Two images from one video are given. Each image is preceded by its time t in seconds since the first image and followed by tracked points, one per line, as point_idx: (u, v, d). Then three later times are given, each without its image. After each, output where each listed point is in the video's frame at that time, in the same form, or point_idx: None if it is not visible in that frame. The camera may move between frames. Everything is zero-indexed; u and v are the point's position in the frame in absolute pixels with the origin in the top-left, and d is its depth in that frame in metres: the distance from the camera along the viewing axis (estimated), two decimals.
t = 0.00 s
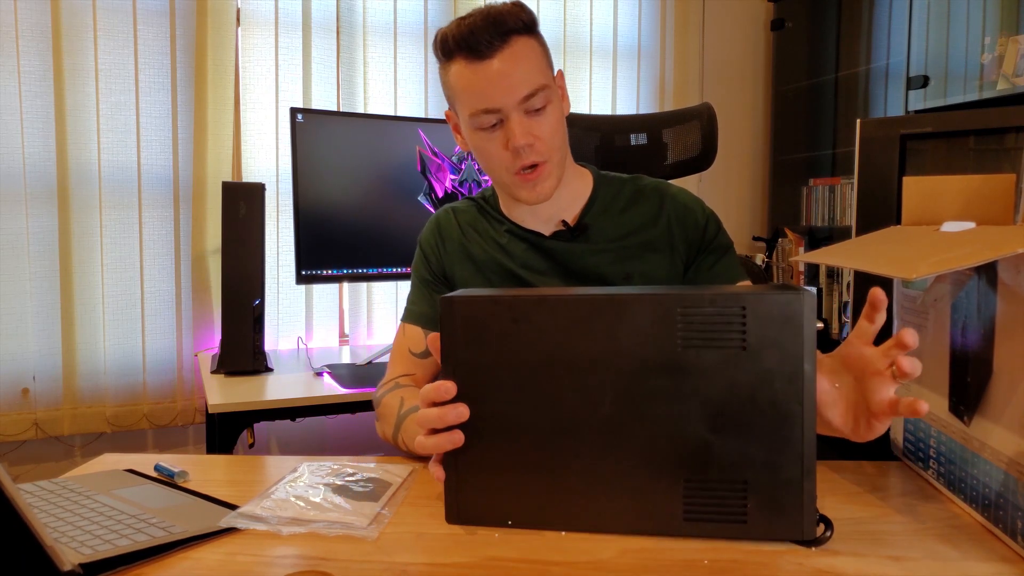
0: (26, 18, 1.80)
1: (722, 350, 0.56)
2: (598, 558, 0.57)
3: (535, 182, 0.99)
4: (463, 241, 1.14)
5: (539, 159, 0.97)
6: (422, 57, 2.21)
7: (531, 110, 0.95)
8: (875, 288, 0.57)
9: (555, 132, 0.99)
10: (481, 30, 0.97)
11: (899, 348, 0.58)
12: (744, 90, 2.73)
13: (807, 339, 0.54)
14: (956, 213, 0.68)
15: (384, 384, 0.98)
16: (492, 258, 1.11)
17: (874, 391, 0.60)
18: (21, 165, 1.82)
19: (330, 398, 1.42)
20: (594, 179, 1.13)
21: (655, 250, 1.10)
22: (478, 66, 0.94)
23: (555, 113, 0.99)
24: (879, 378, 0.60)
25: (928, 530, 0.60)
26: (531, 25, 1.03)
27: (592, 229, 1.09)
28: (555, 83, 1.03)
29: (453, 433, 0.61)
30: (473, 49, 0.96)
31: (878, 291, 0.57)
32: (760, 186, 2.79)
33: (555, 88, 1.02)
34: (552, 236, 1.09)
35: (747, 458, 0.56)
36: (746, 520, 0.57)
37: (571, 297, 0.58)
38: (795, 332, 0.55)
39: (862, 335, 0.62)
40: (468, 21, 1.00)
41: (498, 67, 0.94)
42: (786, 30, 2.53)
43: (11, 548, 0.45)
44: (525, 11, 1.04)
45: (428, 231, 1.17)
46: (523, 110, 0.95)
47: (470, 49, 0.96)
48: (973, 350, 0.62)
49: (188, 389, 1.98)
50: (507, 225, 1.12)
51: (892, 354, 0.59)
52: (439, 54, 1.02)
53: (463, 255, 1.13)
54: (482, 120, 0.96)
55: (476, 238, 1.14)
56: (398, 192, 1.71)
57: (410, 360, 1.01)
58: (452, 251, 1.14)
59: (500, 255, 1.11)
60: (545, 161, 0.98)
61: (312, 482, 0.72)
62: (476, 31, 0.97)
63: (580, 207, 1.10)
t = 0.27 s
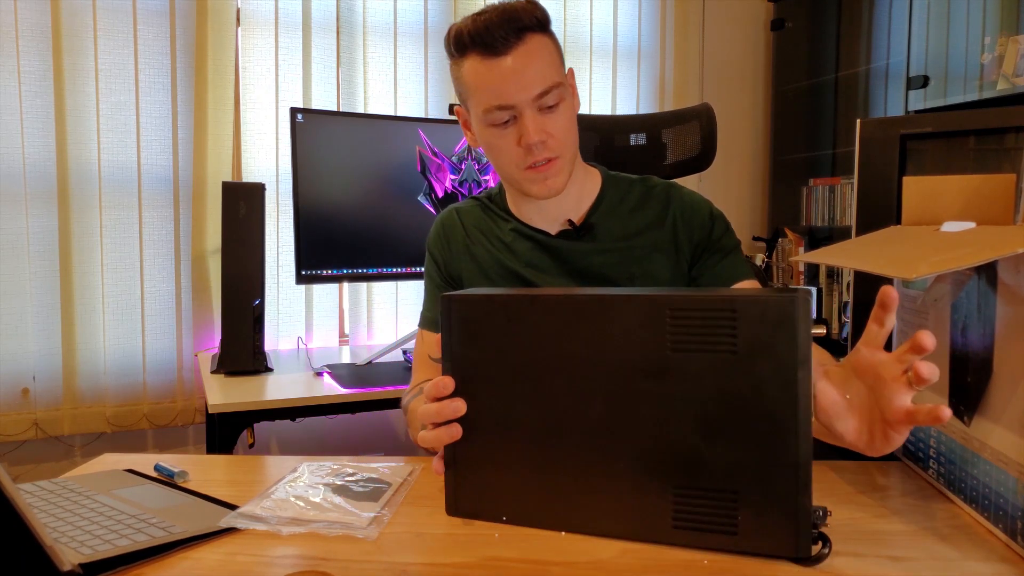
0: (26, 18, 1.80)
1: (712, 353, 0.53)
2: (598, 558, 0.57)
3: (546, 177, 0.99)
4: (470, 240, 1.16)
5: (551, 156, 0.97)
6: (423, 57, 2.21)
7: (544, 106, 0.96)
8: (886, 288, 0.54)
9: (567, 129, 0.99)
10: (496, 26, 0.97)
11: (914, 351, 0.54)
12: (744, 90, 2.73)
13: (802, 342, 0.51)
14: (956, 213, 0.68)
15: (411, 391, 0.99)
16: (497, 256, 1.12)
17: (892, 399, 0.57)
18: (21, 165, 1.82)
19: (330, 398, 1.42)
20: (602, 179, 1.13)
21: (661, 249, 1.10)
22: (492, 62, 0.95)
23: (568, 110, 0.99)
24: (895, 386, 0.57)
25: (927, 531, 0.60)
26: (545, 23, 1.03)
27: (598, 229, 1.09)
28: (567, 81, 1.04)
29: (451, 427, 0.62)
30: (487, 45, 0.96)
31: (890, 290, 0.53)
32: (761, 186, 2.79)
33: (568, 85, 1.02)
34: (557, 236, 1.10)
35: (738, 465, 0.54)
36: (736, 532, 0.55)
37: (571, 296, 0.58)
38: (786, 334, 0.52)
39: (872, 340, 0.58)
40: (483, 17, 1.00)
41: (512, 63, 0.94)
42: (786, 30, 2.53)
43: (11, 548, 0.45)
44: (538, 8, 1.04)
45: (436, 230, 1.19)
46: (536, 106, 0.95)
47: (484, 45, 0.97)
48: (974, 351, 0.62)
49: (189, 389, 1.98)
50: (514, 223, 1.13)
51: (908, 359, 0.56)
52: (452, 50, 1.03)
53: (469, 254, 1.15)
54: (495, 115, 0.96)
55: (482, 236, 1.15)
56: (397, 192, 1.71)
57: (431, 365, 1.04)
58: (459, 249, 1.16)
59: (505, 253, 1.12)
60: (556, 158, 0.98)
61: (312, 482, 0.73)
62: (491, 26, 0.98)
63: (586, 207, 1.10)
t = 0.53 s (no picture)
0: (26, 18, 1.80)
1: (699, 358, 0.52)
2: (598, 559, 0.57)
3: (547, 177, 0.98)
4: (474, 240, 1.17)
5: (553, 155, 0.97)
6: (422, 57, 2.20)
7: (546, 106, 0.96)
8: (873, 283, 0.52)
9: (569, 129, 0.99)
10: (499, 26, 0.97)
11: (912, 345, 0.54)
12: (744, 90, 2.73)
13: (786, 350, 0.49)
14: (956, 213, 0.68)
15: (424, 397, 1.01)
16: (499, 256, 1.13)
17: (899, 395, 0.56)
18: (21, 165, 1.82)
19: (330, 398, 1.42)
20: (605, 180, 1.13)
21: (663, 250, 1.09)
22: (494, 61, 0.95)
23: (571, 110, 0.99)
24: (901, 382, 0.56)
25: (927, 531, 0.60)
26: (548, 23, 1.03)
27: (600, 229, 1.09)
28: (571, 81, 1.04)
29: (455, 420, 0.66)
30: (490, 44, 0.97)
31: (878, 285, 0.52)
32: (761, 185, 2.79)
33: (571, 85, 1.02)
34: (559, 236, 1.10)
35: (728, 470, 0.53)
36: (720, 541, 0.54)
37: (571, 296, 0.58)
38: (770, 340, 0.50)
39: (867, 337, 0.58)
40: (486, 17, 1.01)
41: (515, 62, 0.94)
42: (786, 30, 2.53)
43: (11, 548, 0.45)
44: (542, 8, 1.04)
45: (441, 230, 1.21)
46: (539, 106, 0.95)
47: (487, 44, 0.97)
48: (974, 351, 0.62)
49: (189, 389, 1.99)
50: (517, 223, 1.13)
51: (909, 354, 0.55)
52: (455, 50, 1.03)
53: (472, 254, 1.16)
54: (498, 115, 0.96)
55: (486, 236, 1.16)
56: (397, 192, 1.71)
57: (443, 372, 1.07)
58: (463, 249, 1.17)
59: (507, 253, 1.12)
60: (559, 157, 0.98)
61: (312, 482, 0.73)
62: (494, 26, 0.98)
63: (588, 208, 1.10)
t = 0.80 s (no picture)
0: (26, 18, 1.80)
1: (691, 359, 0.53)
2: (598, 558, 0.57)
3: (548, 175, 0.98)
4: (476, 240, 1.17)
5: (553, 153, 0.97)
6: (423, 57, 2.21)
7: (546, 104, 0.96)
8: (868, 283, 0.54)
9: (571, 127, 0.99)
10: (501, 24, 0.97)
11: (908, 342, 0.54)
12: (744, 90, 2.73)
13: (774, 352, 0.49)
14: (956, 213, 0.68)
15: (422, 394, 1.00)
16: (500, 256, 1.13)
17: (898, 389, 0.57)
18: (21, 165, 1.82)
19: (330, 398, 1.42)
20: (607, 180, 1.12)
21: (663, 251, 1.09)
22: (496, 59, 0.95)
23: (571, 108, 0.99)
24: (897, 376, 0.57)
25: (928, 530, 0.60)
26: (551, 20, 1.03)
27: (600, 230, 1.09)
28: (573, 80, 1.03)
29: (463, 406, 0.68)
30: (492, 41, 0.96)
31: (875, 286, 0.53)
32: (761, 185, 2.79)
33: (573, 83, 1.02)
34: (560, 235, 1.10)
35: (722, 471, 0.53)
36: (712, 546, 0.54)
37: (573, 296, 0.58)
38: (761, 344, 0.49)
39: (864, 336, 0.59)
40: (488, 13, 1.01)
41: (517, 60, 0.94)
42: (786, 30, 2.53)
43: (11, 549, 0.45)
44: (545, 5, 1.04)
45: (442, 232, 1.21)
46: (538, 103, 0.95)
47: (489, 43, 0.97)
48: (974, 351, 0.62)
49: (189, 389, 1.99)
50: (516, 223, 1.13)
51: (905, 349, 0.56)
52: (457, 47, 1.03)
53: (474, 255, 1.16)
54: (499, 112, 0.96)
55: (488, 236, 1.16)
56: (397, 192, 1.71)
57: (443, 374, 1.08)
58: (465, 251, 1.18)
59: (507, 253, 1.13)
60: (558, 155, 0.98)
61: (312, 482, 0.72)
62: (497, 22, 0.98)
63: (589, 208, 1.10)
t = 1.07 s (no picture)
0: (25, 18, 1.80)
1: (695, 357, 0.55)
2: (598, 558, 0.58)
3: (532, 189, 1.06)
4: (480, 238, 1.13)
5: (536, 171, 1.03)
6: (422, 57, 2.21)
7: (535, 124, 0.99)
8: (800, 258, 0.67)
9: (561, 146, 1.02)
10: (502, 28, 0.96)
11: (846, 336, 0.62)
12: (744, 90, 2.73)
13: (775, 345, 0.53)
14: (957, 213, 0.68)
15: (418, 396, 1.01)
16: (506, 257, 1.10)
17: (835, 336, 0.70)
18: (21, 165, 1.82)
19: (330, 399, 1.42)
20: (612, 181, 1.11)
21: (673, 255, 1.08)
22: (491, 71, 0.96)
23: (565, 126, 1.00)
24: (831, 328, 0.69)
25: (928, 530, 0.60)
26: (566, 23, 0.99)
27: (610, 235, 1.09)
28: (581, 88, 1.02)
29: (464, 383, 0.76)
30: (490, 51, 0.97)
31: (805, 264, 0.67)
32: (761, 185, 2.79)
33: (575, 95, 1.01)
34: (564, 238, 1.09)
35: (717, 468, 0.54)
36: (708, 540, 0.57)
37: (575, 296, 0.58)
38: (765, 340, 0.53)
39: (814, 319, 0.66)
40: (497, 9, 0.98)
41: (511, 76, 0.96)
42: (786, 29, 2.53)
43: (11, 548, 0.45)
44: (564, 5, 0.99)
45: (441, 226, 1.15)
46: (525, 123, 0.99)
47: (492, 47, 0.97)
48: (976, 351, 0.62)
49: (189, 389, 1.98)
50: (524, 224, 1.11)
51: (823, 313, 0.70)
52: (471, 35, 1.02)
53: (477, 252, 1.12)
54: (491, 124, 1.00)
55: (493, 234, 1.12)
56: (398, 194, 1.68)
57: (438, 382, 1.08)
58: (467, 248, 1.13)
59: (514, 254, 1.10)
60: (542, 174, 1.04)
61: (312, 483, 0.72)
62: (500, 27, 0.96)
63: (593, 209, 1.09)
